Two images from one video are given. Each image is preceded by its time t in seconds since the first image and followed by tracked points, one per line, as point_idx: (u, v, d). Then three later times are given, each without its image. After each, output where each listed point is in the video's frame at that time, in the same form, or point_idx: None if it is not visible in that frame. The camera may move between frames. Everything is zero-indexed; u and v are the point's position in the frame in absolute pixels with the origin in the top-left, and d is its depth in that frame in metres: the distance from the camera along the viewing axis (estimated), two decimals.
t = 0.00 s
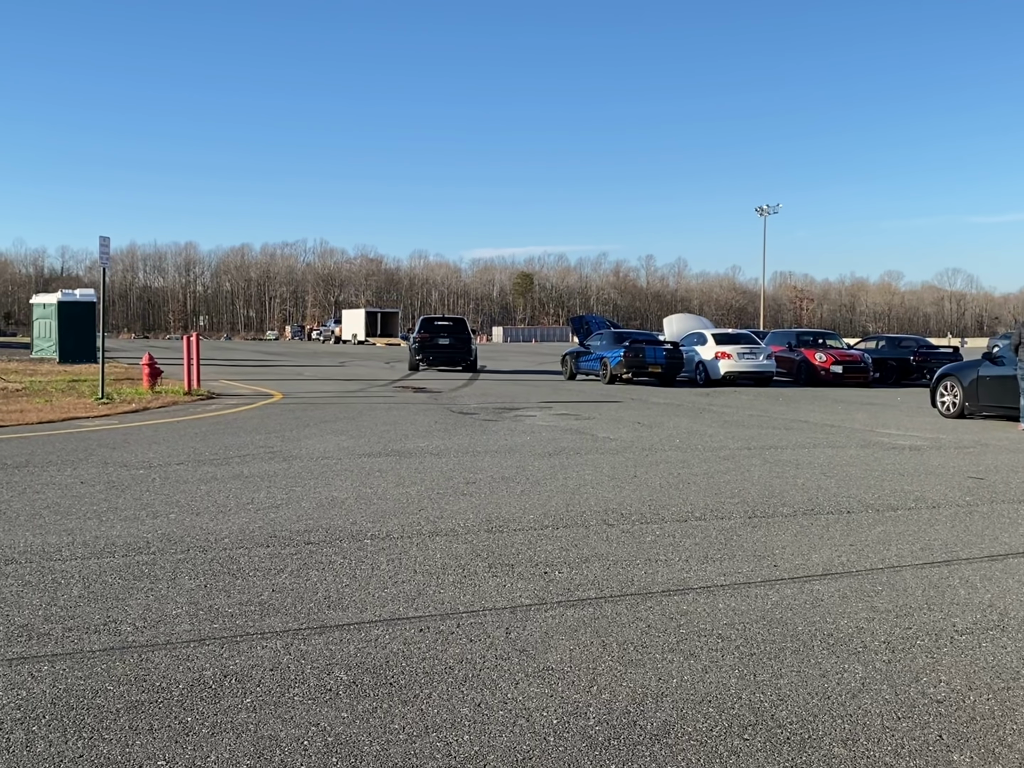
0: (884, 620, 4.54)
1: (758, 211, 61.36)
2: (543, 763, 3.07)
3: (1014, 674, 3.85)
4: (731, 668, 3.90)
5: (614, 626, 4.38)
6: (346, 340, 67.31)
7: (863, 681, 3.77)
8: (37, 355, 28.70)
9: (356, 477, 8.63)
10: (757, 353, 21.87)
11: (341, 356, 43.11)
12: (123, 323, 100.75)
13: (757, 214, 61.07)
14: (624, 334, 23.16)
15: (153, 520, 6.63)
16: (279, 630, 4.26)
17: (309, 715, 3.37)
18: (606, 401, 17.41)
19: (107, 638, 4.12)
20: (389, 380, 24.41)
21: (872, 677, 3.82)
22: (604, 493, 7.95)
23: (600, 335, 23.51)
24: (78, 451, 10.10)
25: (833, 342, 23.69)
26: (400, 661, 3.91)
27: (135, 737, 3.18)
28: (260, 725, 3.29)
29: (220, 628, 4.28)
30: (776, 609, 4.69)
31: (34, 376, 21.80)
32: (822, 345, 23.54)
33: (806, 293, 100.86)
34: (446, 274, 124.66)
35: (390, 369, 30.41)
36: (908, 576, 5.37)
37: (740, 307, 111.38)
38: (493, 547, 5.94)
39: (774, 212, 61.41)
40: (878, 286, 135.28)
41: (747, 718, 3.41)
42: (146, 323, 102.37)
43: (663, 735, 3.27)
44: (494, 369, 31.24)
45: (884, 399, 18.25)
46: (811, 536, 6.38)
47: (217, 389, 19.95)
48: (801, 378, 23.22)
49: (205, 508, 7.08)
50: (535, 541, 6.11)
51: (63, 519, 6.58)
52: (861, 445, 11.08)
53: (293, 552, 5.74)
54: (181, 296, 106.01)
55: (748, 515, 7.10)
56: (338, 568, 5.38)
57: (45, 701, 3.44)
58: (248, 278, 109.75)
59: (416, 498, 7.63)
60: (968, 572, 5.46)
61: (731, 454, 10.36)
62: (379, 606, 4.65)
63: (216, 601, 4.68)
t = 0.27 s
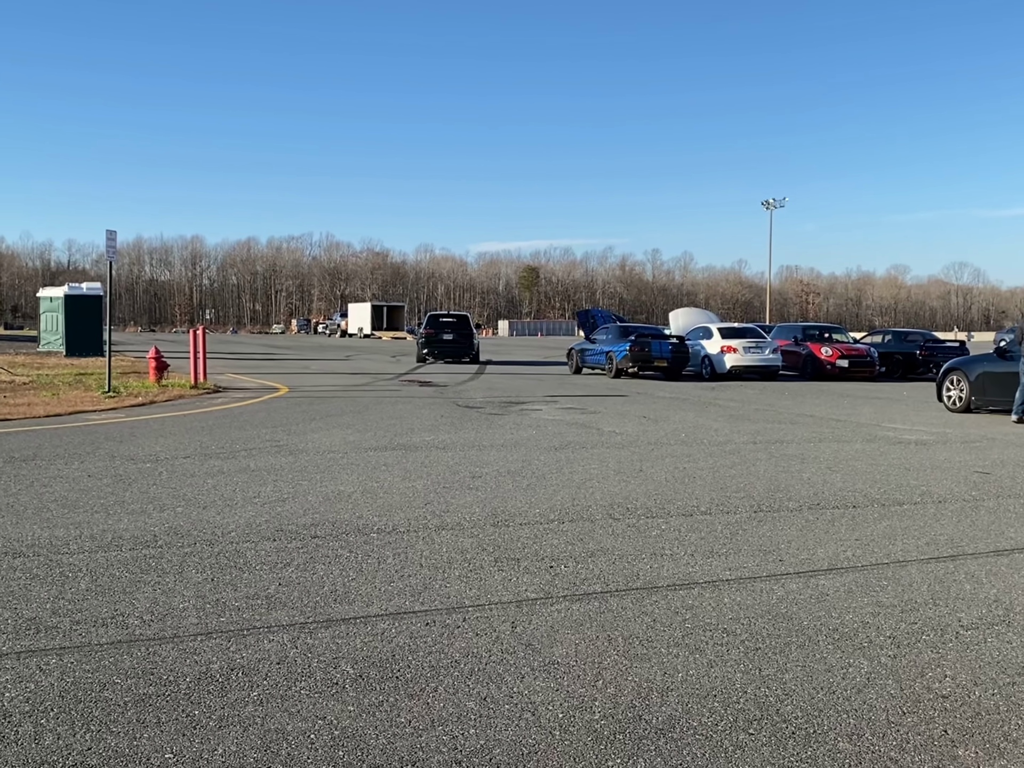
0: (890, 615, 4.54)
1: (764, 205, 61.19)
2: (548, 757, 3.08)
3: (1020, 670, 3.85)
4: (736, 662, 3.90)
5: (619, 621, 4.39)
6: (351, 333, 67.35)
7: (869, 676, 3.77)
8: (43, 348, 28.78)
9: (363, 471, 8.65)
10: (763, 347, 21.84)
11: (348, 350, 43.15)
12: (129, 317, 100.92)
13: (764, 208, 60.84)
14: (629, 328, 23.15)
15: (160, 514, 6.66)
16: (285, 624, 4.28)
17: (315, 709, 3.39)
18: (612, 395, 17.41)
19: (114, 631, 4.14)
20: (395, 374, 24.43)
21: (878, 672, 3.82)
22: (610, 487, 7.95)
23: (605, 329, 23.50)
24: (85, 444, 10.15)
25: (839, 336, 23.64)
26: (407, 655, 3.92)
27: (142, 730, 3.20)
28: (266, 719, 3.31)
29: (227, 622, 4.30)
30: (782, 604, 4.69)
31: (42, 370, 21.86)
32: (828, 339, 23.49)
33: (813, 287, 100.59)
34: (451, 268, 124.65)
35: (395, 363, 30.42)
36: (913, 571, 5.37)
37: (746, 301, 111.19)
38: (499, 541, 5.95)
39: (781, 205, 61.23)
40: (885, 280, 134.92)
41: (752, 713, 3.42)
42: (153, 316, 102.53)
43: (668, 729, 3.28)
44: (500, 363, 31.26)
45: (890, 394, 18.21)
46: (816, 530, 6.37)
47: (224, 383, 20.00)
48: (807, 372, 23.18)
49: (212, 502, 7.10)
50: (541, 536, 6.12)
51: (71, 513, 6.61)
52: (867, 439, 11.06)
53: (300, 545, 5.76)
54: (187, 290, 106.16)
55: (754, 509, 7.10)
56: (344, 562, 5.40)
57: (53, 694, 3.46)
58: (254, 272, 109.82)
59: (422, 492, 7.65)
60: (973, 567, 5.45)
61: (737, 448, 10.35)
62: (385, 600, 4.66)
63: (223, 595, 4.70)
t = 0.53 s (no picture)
0: (892, 607, 4.54)
1: (768, 196, 61.06)
2: (551, 748, 3.09)
3: (1021, 662, 3.85)
4: (738, 654, 3.91)
5: (622, 612, 4.40)
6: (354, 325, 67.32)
7: (870, 668, 3.78)
8: (47, 339, 28.80)
9: (366, 463, 8.66)
10: (766, 339, 21.81)
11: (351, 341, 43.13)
12: (133, 308, 100.95)
13: (768, 199, 60.71)
14: (633, 320, 23.13)
15: (163, 505, 6.67)
16: (289, 616, 4.29)
17: (319, 700, 3.40)
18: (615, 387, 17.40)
19: (118, 622, 4.15)
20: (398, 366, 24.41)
21: (880, 664, 3.83)
22: (613, 480, 7.95)
23: (608, 321, 23.48)
24: (88, 436, 10.16)
25: (842, 328, 23.62)
26: (410, 646, 3.94)
27: (146, 721, 3.22)
28: (270, 710, 3.32)
29: (230, 613, 4.31)
30: (784, 596, 4.70)
31: (45, 361, 21.89)
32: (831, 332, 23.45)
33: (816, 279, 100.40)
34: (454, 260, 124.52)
35: (399, 355, 30.44)
36: (916, 563, 5.37)
37: (749, 295, 111.06)
38: (502, 533, 5.96)
39: (785, 196, 61.13)
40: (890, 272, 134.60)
41: (755, 705, 3.43)
42: (156, 307, 102.46)
43: (670, 720, 3.29)
44: (502, 355, 31.24)
45: (893, 387, 18.18)
46: (819, 523, 6.37)
47: (227, 375, 20.01)
48: (810, 365, 23.15)
49: (216, 493, 7.12)
50: (544, 528, 6.13)
51: (74, 504, 6.62)
52: (869, 432, 11.05)
53: (303, 537, 5.77)
54: (190, 281, 106.15)
55: (756, 501, 7.10)
56: (348, 553, 5.41)
57: (57, 685, 3.48)
58: (257, 264, 109.76)
59: (425, 484, 7.66)
60: (976, 559, 5.45)
61: (739, 441, 10.35)
62: (388, 592, 4.68)
63: (227, 586, 4.71)
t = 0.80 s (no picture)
0: (892, 600, 4.54)
1: (769, 188, 60.91)
2: (552, 740, 3.10)
3: (1021, 655, 3.85)
4: (738, 647, 3.92)
5: (622, 605, 4.41)
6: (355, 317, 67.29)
7: (870, 661, 3.78)
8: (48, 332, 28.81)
9: (367, 456, 8.67)
10: (766, 332, 21.79)
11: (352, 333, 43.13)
12: (133, 301, 100.92)
13: (769, 192, 60.61)
14: (633, 313, 23.13)
15: (164, 498, 6.68)
16: (290, 608, 4.30)
17: (320, 692, 3.41)
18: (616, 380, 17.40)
19: (119, 615, 4.16)
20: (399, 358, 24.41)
21: (879, 657, 3.83)
22: (614, 472, 7.95)
23: (609, 313, 23.45)
24: (89, 428, 10.17)
25: (843, 320, 23.60)
26: (410, 639, 3.94)
27: (148, 713, 3.23)
28: (271, 702, 3.33)
29: (231, 605, 4.32)
30: (784, 589, 4.70)
31: (46, 353, 21.90)
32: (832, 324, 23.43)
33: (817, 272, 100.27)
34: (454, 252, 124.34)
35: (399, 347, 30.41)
36: (916, 555, 5.37)
37: (750, 287, 110.98)
38: (502, 526, 5.96)
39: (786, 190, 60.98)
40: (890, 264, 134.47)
41: (755, 697, 3.43)
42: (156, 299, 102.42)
43: (670, 713, 3.30)
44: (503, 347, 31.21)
45: (894, 379, 18.17)
46: (820, 516, 6.37)
47: (228, 367, 20.01)
48: (811, 357, 23.14)
49: (216, 486, 7.13)
50: (544, 520, 6.14)
51: (75, 497, 6.63)
52: (870, 425, 11.05)
53: (304, 529, 5.78)
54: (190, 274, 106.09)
55: (757, 494, 7.10)
56: (349, 546, 5.42)
57: (58, 677, 3.49)
58: (257, 255, 109.69)
59: (425, 477, 7.67)
60: (975, 552, 5.46)
61: (740, 433, 10.35)
62: (389, 584, 4.69)
63: (228, 579, 4.72)
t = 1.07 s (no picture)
0: (890, 594, 4.55)
1: (769, 181, 60.74)
2: (550, 732, 3.11)
3: (1018, 649, 3.86)
4: (736, 640, 3.93)
5: (620, 598, 4.41)
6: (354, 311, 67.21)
7: (868, 654, 3.79)
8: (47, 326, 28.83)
9: (366, 449, 8.68)
10: (765, 325, 21.80)
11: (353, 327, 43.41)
12: (133, 294, 100.89)
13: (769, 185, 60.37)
14: (633, 306, 23.15)
15: (164, 491, 6.69)
16: (289, 601, 4.30)
17: (319, 685, 3.41)
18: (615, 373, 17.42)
19: (118, 608, 4.16)
20: (398, 352, 24.42)
21: (877, 650, 3.84)
22: (613, 466, 7.96)
23: (608, 307, 23.45)
24: (89, 422, 10.17)
25: (842, 314, 23.61)
26: (409, 632, 3.96)
27: (148, 706, 3.24)
28: (271, 695, 3.34)
29: (231, 599, 4.33)
30: (782, 582, 4.71)
31: (47, 347, 21.91)
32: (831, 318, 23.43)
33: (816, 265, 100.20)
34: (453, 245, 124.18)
35: (398, 341, 30.39)
36: (914, 549, 5.38)
37: (749, 280, 110.99)
38: (501, 519, 5.97)
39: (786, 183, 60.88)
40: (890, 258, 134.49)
41: (753, 690, 3.44)
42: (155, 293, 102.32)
43: (668, 706, 3.31)
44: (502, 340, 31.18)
45: (893, 373, 18.18)
46: (818, 509, 6.38)
47: (227, 360, 20.02)
48: (810, 351, 23.15)
49: (216, 479, 7.13)
50: (544, 514, 6.15)
51: (75, 490, 6.63)
52: (869, 418, 11.06)
53: (303, 523, 5.78)
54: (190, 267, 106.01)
55: (755, 488, 7.11)
56: (348, 539, 5.43)
57: (58, 670, 3.49)
58: (256, 249, 109.56)
59: (424, 470, 7.68)
60: (974, 545, 5.47)
61: (739, 427, 10.36)
62: (388, 578, 4.69)
63: (227, 572, 4.72)
